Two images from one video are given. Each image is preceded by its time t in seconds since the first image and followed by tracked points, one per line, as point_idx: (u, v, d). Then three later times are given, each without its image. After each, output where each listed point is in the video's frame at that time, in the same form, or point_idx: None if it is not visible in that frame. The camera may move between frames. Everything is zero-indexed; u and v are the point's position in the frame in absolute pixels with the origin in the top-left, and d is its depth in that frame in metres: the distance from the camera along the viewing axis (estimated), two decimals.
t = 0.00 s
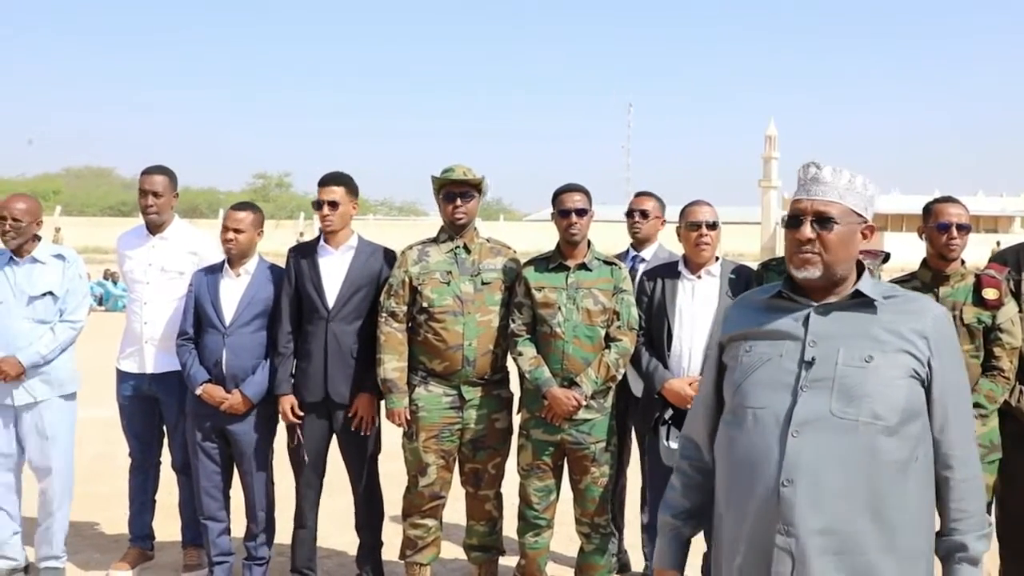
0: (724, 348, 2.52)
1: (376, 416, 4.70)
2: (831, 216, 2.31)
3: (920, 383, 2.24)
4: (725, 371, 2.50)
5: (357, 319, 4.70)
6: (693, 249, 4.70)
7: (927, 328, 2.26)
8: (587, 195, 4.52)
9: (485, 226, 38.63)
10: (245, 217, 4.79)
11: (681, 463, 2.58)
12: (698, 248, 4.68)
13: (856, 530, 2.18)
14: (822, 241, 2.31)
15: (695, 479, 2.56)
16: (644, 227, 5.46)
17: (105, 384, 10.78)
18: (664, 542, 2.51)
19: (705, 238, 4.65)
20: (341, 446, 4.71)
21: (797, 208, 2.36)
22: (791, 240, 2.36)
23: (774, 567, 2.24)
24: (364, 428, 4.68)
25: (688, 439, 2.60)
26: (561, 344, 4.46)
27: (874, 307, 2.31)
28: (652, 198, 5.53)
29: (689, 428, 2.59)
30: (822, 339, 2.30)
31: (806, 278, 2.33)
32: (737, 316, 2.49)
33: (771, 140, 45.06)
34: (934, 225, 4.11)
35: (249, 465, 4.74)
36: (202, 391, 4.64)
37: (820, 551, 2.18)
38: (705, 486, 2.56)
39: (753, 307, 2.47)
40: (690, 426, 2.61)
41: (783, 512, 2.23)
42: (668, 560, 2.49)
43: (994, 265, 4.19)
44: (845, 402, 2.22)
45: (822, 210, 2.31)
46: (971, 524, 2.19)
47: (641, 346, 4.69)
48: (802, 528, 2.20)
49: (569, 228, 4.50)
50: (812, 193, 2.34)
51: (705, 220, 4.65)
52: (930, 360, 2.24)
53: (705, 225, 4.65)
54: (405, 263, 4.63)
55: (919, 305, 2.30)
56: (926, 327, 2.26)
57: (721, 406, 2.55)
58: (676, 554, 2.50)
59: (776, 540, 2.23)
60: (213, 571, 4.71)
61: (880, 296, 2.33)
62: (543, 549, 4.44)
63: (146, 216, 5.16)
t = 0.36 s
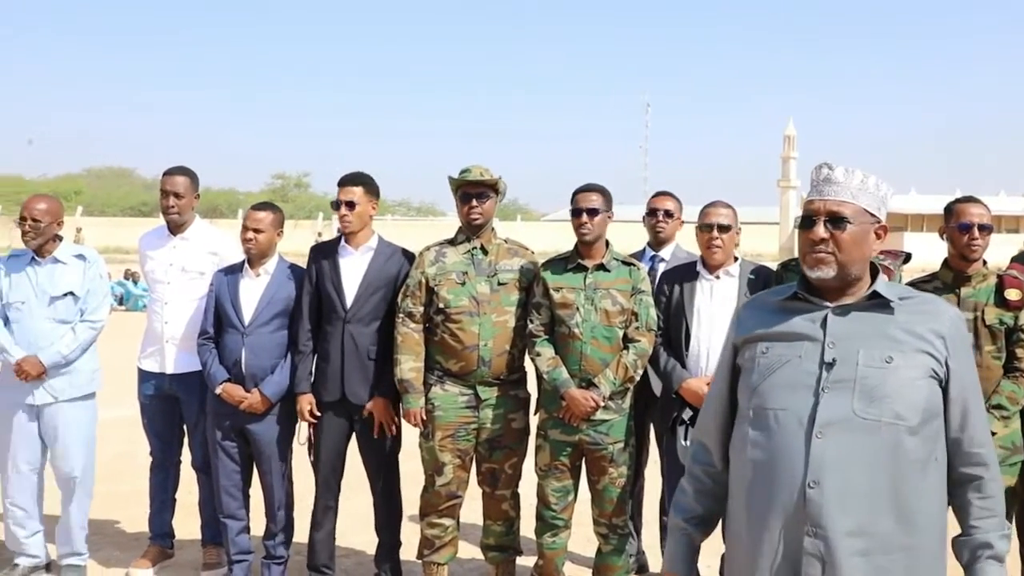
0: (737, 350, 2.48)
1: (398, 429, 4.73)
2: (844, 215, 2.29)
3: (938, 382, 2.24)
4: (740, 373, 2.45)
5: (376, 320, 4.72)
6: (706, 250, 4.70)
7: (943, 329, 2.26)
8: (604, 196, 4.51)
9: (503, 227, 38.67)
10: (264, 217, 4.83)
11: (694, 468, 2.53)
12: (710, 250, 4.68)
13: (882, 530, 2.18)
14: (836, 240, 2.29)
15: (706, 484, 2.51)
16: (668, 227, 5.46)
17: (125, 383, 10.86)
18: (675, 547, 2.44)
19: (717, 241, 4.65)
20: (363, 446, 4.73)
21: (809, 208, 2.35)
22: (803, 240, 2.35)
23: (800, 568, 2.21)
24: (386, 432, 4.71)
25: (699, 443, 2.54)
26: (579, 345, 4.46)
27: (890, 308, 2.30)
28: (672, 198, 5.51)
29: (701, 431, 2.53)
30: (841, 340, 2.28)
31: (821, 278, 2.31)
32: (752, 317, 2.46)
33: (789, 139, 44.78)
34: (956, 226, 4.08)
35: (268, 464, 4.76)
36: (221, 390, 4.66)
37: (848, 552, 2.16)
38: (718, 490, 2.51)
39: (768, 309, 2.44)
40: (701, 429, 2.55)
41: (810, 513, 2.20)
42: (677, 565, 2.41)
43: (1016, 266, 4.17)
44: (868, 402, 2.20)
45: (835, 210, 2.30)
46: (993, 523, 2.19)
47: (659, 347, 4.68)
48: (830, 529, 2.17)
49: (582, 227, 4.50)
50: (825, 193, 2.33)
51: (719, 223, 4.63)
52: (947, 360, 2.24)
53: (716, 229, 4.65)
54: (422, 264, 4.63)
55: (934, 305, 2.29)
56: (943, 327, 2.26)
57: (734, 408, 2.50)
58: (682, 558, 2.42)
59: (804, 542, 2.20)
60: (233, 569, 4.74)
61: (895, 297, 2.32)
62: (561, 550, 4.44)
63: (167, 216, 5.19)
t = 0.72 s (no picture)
0: (743, 351, 2.45)
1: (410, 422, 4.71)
2: (855, 209, 2.30)
3: (945, 383, 2.24)
4: (746, 374, 2.44)
5: (385, 320, 4.73)
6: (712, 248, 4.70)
7: (950, 329, 2.26)
8: (614, 195, 4.52)
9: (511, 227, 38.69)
10: (275, 218, 4.85)
11: (701, 470, 2.51)
12: (715, 248, 4.68)
13: (890, 530, 2.18)
14: (844, 233, 2.30)
15: (715, 484, 2.48)
16: (671, 228, 5.47)
17: (136, 383, 10.91)
18: (685, 548, 2.43)
19: (723, 239, 4.65)
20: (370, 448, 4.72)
21: (822, 200, 2.36)
22: (813, 232, 2.36)
23: (811, 569, 2.21)
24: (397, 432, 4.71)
25: (707, 443, 2.51)
26: (588, 345, 4.47)
27: (898, 309, 2.30)
28: (679, 198, 5.53)
29: (707, 432, 2.50)
30: (850, 340, 2.28)
31: (826, 269, 2.30)
32: (758, 318, 2.44)
33: (799, 139, 44.69)
34: (965, 226, 4.06)
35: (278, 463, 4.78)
36: (232, 390, 4.69)
37: (858, 552, 2.17)
38: (727, 491, 2.48)
39: (775, 310, 2.42)
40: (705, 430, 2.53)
41: (820, 515, 2.20)
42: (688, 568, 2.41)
43: None
44: (877, 403, 2.21)
45: (847, 203, 2.31)
46: (997, 521, 2.20)
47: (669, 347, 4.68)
48: (841, 530, 2.18)
49: (589, 226, 4.51)
50: (838, 185, 2.34)
51: (729, 220, 4.67)
52: (954, 360, 2.25)
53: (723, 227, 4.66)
54: (430, 265, 4.65)
55: (941, 306, 2.30)
56: (950, 327, 2.26)
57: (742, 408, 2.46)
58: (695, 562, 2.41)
59: (813, 543, 2.20)
60: (242, 568, 4.76)
61: (902, 297, 2.32)
62: (569, 550, 4.45)
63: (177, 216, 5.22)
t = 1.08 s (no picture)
0: (762, 350, 2.44)
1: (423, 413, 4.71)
2: (878, 208, 2.29)
3: (968, 384, 2.23)
4: (765, 374, 2.42)
5: (404, 319, 4.74)
6: (732, 246, 4.71)
7: (973, 329, 2.25)
8: (633, 195, 4.52)
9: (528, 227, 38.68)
10: (298, 218, 4.84)
11: (717, 470, 2.49)
12: (736, 245, 4.68)
13: (914, 532, 2.17)
14: (867, 232, 2.29)
15: (732, 484, 2.46)
16: (686, 227, 5.47)
17: (156, 382, 10.98)
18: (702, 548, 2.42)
19: (743, 236, 4.66)
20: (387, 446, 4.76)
21: (844, 199, 2.35)
22: (836, 231, 2.35)
23: (832, 570, 2.21)
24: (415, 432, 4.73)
25: (723, 443, 2.49)
26: (606, 344, 4.47)
27: (919, 309, 2.29)
28: (696, 197, 5.51)
29: (724, 432, 2.49)
30: (872, 340, 2.27)
31: (849, 269, 2.30)
32: (778, 318, 2.43)
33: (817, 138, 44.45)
34: (986, 226, 4.04)
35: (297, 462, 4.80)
36: (254, 389, 4.72)
37: (882, 554, 2.16)
38: (744, 491, 2.47)
39: (795, 310, 2.41)
40: (722, 429, 2.51)
41: (843, 516, 2.19)
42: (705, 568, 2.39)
43: None
44: (900, 404, 2.20)
45: (871, 202, 2.30)
46: (1018, 522, 2.20)
47: (687, 346, 4.68)
48: (864, 531, 2.17)
49: (608, 225, 4.51)
50: (862, 184, 2.33)
51: (749, 219, 4.63)
52: (977, 360, 2.24)
53: (743, 224, 4.65)
54: (449, 265, 4.66)
55: (963, 306, 2.29)
56: (972, 328, 2.25)
57: (760, 407, 2.45)
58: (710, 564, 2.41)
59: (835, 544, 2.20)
60: (262, 566, 4.79)
61: (923, 297, 2.32)
62: (587, 549, 4.45)
63: (198, 216, 5.25)
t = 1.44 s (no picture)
0: (776, 351, 2.45)
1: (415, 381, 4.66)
2: (917, 216, 2.28)
3: (984, 383, 2.23)
4: (780, 375, 2.43)
5: (420, 319, 4.76)
6: (749, 247, 4.69)
7: (989, 329, 2.25)
8: (649, 195, 4.52)
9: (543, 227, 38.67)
10: (313, 216, 4.89)
11: (732, 473, 2.51)
12: (753, 246, 4.66)
13: (930, 532, 2.16)
14: (913, 242, 2.27)
15: (746, 487, 2.49)
16: (703, 226, 5.46)
17: (173, 382, 11.04)
18: (717, 552, 2.43)
19: (761, 237, 4.64)
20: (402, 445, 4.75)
21: (882, 207, 2.28)
22: (877, 240, 2.29)
23: (847, 570, 2.20)
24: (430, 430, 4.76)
25: (737, 445, 2.51)
26: (621, 344, 4.48)
27: (934, 308, 2.29)
28: (713, 197, 5.51)
29: (739, 434, 2.50)
30: (886, 341, 2.27)
31: (898, 280, 2.28)
32: (791, 319, 2.44)
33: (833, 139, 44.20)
34: (1003, 226, 4.03)
35: (313, 461, 4.83)
36: (271, 389, 4.73)
37: (898, 555, 2.15)
38: (758, 494, 2.49)
39: (808, 311, 2.42)
40: (737, 433, 2.52)
41: (858, 516, 2.19)
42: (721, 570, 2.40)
43: None
44: (916, 404, 2.20)
45: (912, 210, 2.27)
46: None
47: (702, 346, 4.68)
48: (880, 532, 2.17)
49: (625, 226, 4.52)
50: (899, 192, 2.28)
51: (765, 219, 4.63)
52: (993, 360, 2.24)
53: (761, 225, 4.64)
54: (465, 264, 4.68)
55: (979, 306, 2.29)
56: (988, 328, 2.25)
57: (774, 407, 2.46)
58: (726, 564, 2.40)
59: (851, 545, 2.20)
60: (278, 565, 4.82)
61: (939, 297, 2.32)
62: (602, 550, 4.46)
63: (215, 216, 5.29)
